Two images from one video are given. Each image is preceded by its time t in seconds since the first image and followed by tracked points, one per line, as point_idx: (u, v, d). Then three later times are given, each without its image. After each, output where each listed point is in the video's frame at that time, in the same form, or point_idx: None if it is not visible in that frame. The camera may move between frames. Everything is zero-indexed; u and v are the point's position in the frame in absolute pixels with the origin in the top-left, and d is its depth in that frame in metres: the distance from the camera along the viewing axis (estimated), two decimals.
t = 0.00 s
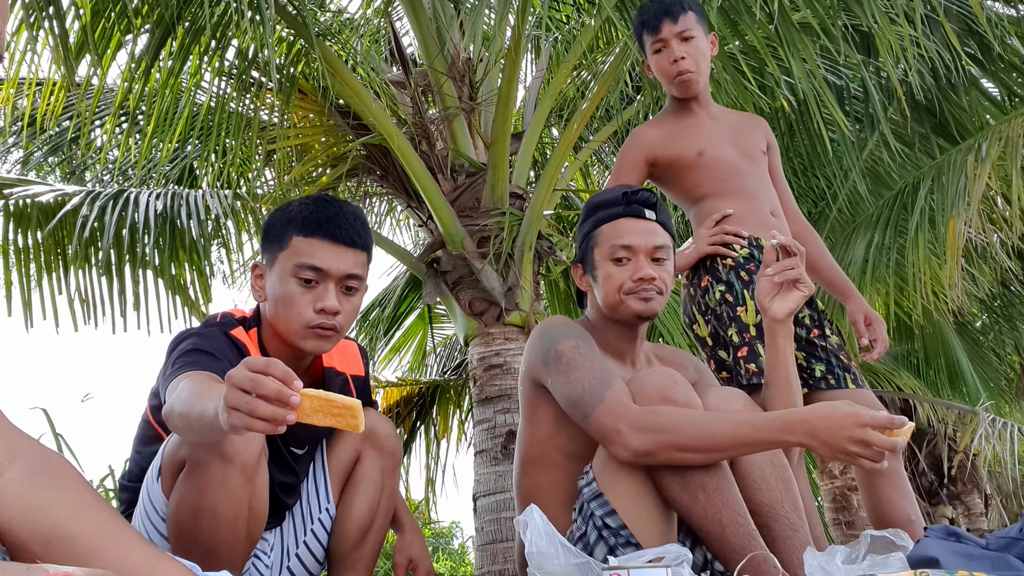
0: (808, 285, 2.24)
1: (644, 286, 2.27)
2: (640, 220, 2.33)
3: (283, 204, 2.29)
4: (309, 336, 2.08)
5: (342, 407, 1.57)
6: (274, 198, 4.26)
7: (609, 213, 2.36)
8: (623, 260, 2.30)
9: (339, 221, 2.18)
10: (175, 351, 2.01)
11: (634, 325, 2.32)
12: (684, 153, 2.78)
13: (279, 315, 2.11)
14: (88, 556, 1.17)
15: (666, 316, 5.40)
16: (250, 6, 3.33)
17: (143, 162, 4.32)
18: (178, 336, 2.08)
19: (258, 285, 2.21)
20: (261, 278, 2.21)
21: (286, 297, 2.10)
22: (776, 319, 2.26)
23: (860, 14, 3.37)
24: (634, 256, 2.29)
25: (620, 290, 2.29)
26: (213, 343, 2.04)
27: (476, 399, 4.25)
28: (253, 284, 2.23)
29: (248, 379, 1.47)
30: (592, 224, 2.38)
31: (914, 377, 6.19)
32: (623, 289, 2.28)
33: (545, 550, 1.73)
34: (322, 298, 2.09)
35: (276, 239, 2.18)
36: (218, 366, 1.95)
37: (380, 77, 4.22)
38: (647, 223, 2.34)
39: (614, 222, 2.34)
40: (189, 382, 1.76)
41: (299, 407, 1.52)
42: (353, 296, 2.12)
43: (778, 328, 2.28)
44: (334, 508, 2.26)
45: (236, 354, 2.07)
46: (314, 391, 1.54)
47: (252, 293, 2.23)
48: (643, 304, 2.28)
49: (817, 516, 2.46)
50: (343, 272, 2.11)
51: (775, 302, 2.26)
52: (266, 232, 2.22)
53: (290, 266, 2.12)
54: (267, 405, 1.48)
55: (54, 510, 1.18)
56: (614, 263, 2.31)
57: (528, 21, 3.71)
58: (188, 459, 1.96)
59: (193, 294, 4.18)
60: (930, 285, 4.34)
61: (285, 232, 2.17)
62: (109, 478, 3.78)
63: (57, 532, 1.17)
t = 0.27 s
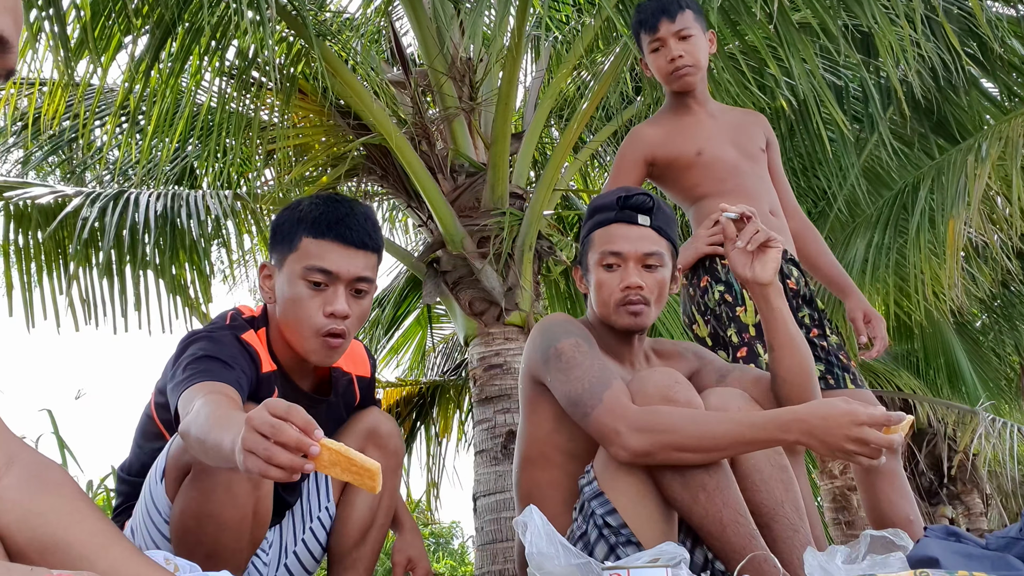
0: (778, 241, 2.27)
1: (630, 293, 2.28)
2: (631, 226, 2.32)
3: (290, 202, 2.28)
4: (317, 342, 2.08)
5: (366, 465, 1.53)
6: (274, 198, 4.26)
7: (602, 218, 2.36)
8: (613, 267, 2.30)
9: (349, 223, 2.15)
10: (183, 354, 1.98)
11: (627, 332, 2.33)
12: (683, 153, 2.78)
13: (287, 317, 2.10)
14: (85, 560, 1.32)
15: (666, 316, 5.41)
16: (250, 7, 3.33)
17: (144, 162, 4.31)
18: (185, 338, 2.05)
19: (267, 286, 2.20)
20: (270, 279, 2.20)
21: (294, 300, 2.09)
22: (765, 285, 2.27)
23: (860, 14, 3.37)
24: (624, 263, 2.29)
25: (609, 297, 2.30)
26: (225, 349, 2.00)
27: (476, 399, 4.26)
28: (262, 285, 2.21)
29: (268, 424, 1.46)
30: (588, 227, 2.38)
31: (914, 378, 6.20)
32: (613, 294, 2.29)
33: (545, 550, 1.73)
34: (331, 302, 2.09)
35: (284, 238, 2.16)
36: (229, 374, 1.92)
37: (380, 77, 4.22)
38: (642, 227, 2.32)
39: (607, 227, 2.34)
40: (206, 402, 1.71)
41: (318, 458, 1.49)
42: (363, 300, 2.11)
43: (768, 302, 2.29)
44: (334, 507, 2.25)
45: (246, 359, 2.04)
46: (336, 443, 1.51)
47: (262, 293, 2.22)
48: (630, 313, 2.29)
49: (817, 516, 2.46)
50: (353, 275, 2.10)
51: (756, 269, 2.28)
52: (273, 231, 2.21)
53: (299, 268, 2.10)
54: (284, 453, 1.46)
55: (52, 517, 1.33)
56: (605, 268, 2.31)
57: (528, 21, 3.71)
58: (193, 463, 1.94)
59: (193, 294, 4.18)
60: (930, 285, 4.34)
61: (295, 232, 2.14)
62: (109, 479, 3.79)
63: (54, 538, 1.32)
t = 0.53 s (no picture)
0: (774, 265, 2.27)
1: (630, 293, 2.28)
2: (632, 225, 2.32)
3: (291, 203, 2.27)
4: (320, 344, 2.07)
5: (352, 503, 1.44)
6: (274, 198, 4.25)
7: (602, 217, 2.36)
8: (614, 267, 2.30)
9: (352, 224, 2.14)
10: (183, 358, 1.98)
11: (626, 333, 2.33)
12: (682, 152, 2.78)
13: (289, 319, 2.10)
14: (86, 565, 1.32)
15: (665, 316, 5.41)
16: (251, 7, 3.33)
17: (144, 162, 4.32)
18: (186, 340, 2.05)
19: (269, 287, 2.19)
20: (272, 279, 2.19)
21: (297, 303, 2.09)
22: (757, 307, 2.28)
23: (860, 14, 3.37)
24: (624, 263, 2.29)
25: (609, 296, 2.30)
26: (225, 352, 2.00)
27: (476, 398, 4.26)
28: (263, 285, 2.20)
29: (257, 450, 1.45)
30: (589, 227, 2.39)
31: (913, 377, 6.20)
32: (612, 294, 2.29)
33: (544, 550, 1.73)
34: (333, 305, 2.08)
35: (286, 239, 2.16)
36: (230, 379, 1.92)
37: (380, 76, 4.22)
38: (642, 228, 2.32)
39: (607, 229, 2.34)
40: (205, 412, 1.72)
41: (304, 491, 1.44)
42: (365, 303, 2.11)
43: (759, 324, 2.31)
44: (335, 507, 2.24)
45: (247, 361, 2.04)
46: (324, 477, 1.45)
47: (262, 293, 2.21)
48: (630, 313, 2.28)
49: (816, 516, 2.46)
50: (355, 278, 2.09)
51: (750, 290, 2.28)
52: (275, 232, 2.21)
53: (301, 270, 2.10)
54: (269, 481, 1.43)
55: (56, 522, 1.34)
56: (605, 268, 2.31)
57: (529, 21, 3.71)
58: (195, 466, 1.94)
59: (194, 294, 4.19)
60: (930, 285, 4.34)
61: (297, 233, 2.14)
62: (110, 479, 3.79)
63: (57, 542, 1.33)
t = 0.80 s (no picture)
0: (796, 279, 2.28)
1: (639, 291, 2.28)
2: (640, 223, 2.34)
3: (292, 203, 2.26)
4: (320, 346, 2.07)
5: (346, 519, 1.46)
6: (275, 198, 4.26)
7: (610, 215, 2.37)
8: (621, 263, 2.31)
9: (354, 226, 2.14)
10: (183, 360, 1.98)
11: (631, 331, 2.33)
12: (680, 152, 2.78)
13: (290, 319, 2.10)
14: (86, 565, 1.32)
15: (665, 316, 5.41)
16: (251, 7, 3.34)
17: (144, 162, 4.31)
18: (187, 340, 2.05)
19: (270, 287, 2.18)
20: (273, 280, 2.17)
21: (299, 304, 2.09)
22: (773, 318, 2.29)
23: (860, 14, 3.37)
24: (632, 260, 2.30)
25: (616, 295, 2.30)
26: (225, 353, 2.00)
27: (476, 398, 4.26)
28: (263, 285, 2.19)
29: (253, 461, 1.45)
30: (595, 225, 2.40)
31: (914, 377, 6.20)
32: (620, 292, 2.29)
33: (545, 550, 1.73)
34: (336, 307, 2.08)
35: (287, 239, 2.15)
36: (233, 381, 1.92)
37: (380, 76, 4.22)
38: (648, 225, 2.34)
39: (614, 225, 2.35)
40: (205, 416, 1.72)
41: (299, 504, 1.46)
42: (367, 302, 2.11)
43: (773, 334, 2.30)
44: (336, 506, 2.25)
45: (249, 363, 2.04)
46: (320, 491, 1.46)
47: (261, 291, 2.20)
48: (638, 312, 2.28)
49: (816, 516, 2.46)
50: (358, 279, 2.09)
51: (768, 301, 2.29)
52: (275, 231, 2.20)
53: (303, 271, 2.09)
54: (264, 493, 1.44)
55: (55, 522, 1.34)
56: (612, 265, 2.31)
57: (528, 21, 3.71)
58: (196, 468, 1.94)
59: (194, 294, 4.19)
60: (930, 284, 4.35)
61: (299, 234, 2.13)
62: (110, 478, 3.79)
63: (56, 543, 1.33)
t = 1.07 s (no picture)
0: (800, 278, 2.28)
1: (670, 293, 2.28)
2: (672, 228, 2.32)
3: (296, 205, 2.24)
4: (324, 347, 2.06)
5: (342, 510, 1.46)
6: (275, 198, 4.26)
7: (641, 216, 2.32)
8: (651, 264, 2.28)
9: (360, 228, 2.11)
10: (185, 362, 1.98)
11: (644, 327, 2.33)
12: (679, 151, 2.79)
13: (295, 320, 2.08)
14: (85, 565, 1.33)
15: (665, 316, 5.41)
16: (251, 7, 3.34)
17: (144, 162, 4.32)
18: (190, 341, 2.05)
19: (274, 288, 2.18)
20: (277, 280, 2.17)
21: (302, 306, 2.07)
22: (778, 316, 2.28)
23: (860, 14, 3.37)
24: (663, 263, 2.28)
25: (644, 294, 2.28)
26: (226, 356, 1.99)
27: (476, 398, 4.26)
28: (268, 286, 2.19)
29: (247, 459, 1.46)
30: (621, 223, 2.35)
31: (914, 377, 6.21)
32: (647, 292, 2.28)
33: (544, 550, 1.73)
34: (339, 309, 2.06)
35: (291, 240, 2.13)
36: (234, 383, 1.91)
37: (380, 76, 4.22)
38: (676, 228, 2.33)
39: (643, 228, 2.32)
40: (205, 423, 1.72)
41: (296, 497, 1.46)
42: (372, 304, 2.09)
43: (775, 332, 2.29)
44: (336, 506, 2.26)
45: (252, 364, 2.04)
46: (315, 484, 1.45)
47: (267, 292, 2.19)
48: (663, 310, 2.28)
49: (816, 516, 2.47)
50: (362, 281, 2.07)
51: (774, 299, 2.29)
52: (280, 232, 2.18)
53: (306, 273, 2.07)
54: (260, 489, 1.45)
55: (54, 521, 1.34)
56: (642, 267, 2.28)
57: (529, 21, 3.71)
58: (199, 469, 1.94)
59: (194, 293, 4.20)
60: (930, 284, 4.35)
61: (303, 236, 2.10)
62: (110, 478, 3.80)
63: (52, 543, 1.33)
